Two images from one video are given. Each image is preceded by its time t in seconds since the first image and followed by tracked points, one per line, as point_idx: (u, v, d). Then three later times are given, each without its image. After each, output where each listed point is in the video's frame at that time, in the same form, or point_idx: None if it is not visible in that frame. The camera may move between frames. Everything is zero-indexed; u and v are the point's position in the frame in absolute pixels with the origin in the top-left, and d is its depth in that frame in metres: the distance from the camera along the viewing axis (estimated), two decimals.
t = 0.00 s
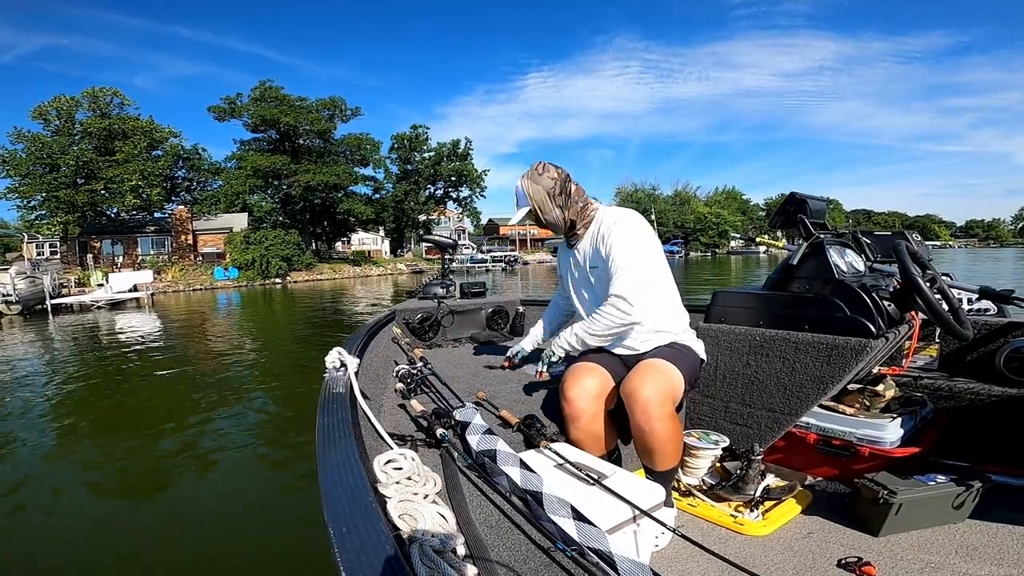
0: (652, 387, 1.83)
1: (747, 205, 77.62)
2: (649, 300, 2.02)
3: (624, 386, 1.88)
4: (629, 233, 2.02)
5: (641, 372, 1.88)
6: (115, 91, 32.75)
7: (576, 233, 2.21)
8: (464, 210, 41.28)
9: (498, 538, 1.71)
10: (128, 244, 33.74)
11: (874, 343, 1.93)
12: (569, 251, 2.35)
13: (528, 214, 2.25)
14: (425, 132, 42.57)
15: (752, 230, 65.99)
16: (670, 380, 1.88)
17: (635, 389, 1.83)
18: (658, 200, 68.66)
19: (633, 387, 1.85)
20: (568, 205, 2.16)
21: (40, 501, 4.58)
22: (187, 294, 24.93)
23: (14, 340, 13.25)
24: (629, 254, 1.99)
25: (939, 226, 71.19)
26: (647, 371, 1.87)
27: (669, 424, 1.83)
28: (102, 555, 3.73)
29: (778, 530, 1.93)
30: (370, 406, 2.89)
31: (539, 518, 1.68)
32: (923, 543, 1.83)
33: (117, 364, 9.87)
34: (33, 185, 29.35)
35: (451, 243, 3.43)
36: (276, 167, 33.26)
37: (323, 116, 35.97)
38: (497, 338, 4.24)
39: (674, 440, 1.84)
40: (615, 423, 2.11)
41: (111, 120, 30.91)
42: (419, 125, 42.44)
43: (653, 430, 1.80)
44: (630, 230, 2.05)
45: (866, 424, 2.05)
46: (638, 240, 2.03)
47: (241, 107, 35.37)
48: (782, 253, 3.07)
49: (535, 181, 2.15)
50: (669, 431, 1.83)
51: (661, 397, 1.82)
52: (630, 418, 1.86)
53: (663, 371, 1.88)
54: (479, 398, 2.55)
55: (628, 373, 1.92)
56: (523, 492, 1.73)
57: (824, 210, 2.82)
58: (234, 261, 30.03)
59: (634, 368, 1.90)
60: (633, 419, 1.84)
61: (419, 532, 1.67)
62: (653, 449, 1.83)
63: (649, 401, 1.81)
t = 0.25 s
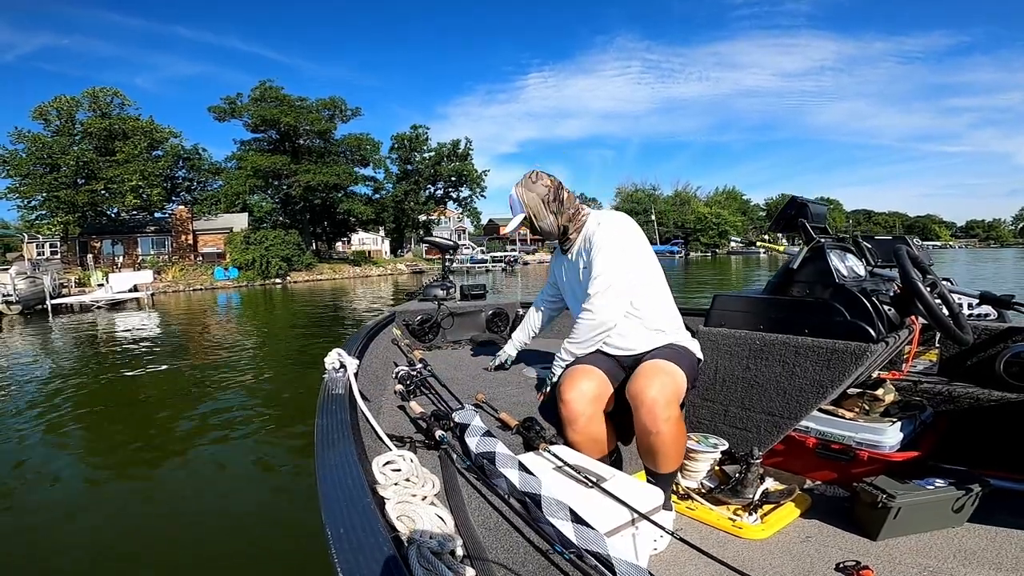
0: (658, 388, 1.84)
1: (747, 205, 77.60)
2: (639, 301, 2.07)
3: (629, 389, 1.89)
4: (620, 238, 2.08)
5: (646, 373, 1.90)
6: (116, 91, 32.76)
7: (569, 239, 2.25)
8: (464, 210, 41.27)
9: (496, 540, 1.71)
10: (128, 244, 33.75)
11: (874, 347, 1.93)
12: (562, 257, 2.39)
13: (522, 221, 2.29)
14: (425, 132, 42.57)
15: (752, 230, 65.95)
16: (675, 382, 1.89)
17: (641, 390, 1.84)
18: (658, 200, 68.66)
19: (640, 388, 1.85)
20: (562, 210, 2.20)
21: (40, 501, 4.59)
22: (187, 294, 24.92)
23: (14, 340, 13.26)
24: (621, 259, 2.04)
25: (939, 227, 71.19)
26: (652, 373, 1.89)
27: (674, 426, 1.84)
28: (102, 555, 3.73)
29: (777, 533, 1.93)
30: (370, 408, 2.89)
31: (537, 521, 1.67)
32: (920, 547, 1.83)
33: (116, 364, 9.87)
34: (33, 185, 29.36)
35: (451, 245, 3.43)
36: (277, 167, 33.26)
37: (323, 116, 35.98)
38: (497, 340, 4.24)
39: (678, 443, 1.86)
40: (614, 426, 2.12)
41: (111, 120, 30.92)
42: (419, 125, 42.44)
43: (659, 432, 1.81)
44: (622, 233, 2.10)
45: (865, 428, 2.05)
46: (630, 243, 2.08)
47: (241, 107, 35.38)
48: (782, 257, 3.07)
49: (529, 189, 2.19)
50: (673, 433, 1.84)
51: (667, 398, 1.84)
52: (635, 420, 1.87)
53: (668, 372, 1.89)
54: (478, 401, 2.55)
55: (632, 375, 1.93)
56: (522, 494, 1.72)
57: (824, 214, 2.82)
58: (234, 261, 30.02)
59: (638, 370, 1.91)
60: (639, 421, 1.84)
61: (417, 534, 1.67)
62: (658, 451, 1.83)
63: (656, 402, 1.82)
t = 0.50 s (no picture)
0: (662, 383, 1.85)
1: (747, 206, 77.60)
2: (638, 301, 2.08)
3: (632, 386, 1.89)
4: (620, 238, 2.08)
5: (649, 370, 1.90)
6: (116, 91, 32.79)
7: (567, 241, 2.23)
8: (464, 210, 41.28)
9: (496, 541, 1.71)
10: (129, 243, 33.77)
11: (874, 348, 1.93)
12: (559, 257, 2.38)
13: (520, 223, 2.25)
14: (425, 133, 42.60)
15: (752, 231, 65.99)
16: (678, 377, 1.90)
17: (645, 387, 1.84)
18: (658, 200, 68.66)
19: (645, 384, 1.86)
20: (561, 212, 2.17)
21: (40, 501, 4.58)
22: (187, 294, 24.93)
23: (14, 340, 13.26)
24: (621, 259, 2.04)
25: (940, 228, 71.16)
26: (654, 369, 1.89)
27: (678, 421, 1.84)
28: (102, 555, 3.73)
29: (777, 534, 1.93)
30: (369, 408, 2.89)
31: (537, 521, 1.67)
32: (921, 548, 1.83)
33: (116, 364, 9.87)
34: (33, 185, 29.38)
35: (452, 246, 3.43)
36: (277, 167, 33.28)
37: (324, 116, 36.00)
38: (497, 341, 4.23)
39: (682, 437, 1.86)
40: (614, 425, 2.12)
41: (112, 120, 30.94)
42: (419, 125, 42.47)
43: (663, 428, 1.81)
44: (622, 234, 2.11)
45: (864, 428, 2.05)
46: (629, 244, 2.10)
47: (242, 108, 35.40)
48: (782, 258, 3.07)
49: (528, 191, 2.15)
50: (678, 428, 1.85)
51: (672, 393, 1.84)
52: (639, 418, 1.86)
53: (671, 368, 1.90)
54: (478, 401, 2.55)
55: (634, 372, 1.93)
56: (521, 495, 1.72)
57: (824, 215, 2.82)
58: (234, 261, 30.04)
59: (641, 367, 1.92)
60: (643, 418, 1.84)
61: (417, 535, 1.67)
62: (664, 447, 1.83)
63: (661, 397, 1.82)
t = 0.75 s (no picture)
0: (651, 387, 1.84)
1: (747, 206, 77.61)
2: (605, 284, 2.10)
3: (624, 389, 1.89)
4: (610, 235, 2.10)
5: (640, 373, 1.89)
6: (117, 91, 32.82)
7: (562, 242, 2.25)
8: (465, 210, 41.30)
9: (497, 540, 1.71)
10: (129, 243, 33.78)
11: (875, 346, 1.93)
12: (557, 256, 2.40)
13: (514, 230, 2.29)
14: (425, 133, 42.64)
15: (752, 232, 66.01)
16: (669, 381, 1.89)
17: (635, 391, 1.84)
18: (658, 201, 68.69)
19: (634, 388, 1.86)
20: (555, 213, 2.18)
21: (40, 502, 4.57)
22: (187, 294, 24.93)
23: (15, 340, 13.26)
24: (612, 255, 2.06)
25: (940, 228, 71.15)
26: (646, 371, 1.88)
27: (670, 425, 1.85)
28: (102, 555, 3.72)
29: (779, 533, 1.93)
30: (370, 408, 2.88)
31: (537, 519, 1.67)
32: (922, 545, 1.83)
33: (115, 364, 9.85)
34: (35, 185, 29.39)
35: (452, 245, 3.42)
36: (278, 168, 33.30)
37: (324, 116, 36.03)
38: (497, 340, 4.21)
39: (674, 441, 1.86)
40: (615, 422, 2.13)
41: (113, 120, 30.96)
42: (420, 126, 42.51)
43: (655, 432, 1.82)
44: (612, 230, 2.13)
45: (866, 426, 2.05)
46: (620, 239, 2.11)
47: (243, 108, 35.43)
48: (782, 257, 3.07)
49: (520, 200, 2.18)
50: (670, 432, 1.85)
51: (662, 397, 1.84)
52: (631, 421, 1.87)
53: (662, 370, 1.89)
54: (479, 400, 2.54)
55: (627, 375, 1.93)
56: (521, 494, 1.72)
57: (824, 213, 2.83)
58: (234, 261, 30.05)
59: (633, 369, 1.91)
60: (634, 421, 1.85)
61: (418, 534, 1.67)
62: (655, 450, 1.84)
63: (650, 401, 1.82)
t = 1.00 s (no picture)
0: (643, 387, 1.85)
1: (748, 207, 77.60)
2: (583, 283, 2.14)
3: (616, 390, 1.90)
4: (589, 233, 2.13)
5: (632, 372, 1.90)
6: (118, 92, 32.86)
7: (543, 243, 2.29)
8: (465, 211, 41.30)
9: (497, 538, 1.71)
10: (130, 243, 33.79)
11: (874, 345, 1.93)
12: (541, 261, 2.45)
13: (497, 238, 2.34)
14: (426, 133, 42.65)
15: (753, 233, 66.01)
16: (662, 380, 1.90)
17: (627, 391, 1.85)
18: (659, 202, 68.70)
19: (625, 387, 1.87)
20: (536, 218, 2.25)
21: (42, 502, 4.56)
22: (187, 294, 24.92)
23: (15, 339, 13.27)
24: (593, 252, 2.09)
25: (941, 229, 71.08)
26: (638, 371, 1.89)
27: (665, 423, 1.86)
28: (102, 557, 3.71)
29: (779, 532, 1.92)
30: (370, 407, 2.87)
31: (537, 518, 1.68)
32: (922, 544, 1.83)
33: (115, 364, 9.84)
34: (35, 185, 29.41)
35: (452, 244, 3.41)
36: (278, 168, 33.32)
37: (325, 117, 36.06)
38: (496, 339, 4.21)
39: (670, 440, 1.86)
40: (614, 421, 2.13)
41: (114, 120, 30.98)
42: (420, 126, 42.54)
43: (649, 430, 1.83)
44: (593, 229, 2.16)
45: (866, 425, 2.05)
46: (597, 235, 2.14)
47: (244, 108, 35.46)
48: (782, 255, 3.06)
49: (501, 209, 2.25)
50: (665, 430, 1.85)
51: (653, 395, 1.85)
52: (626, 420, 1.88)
53: (654, 369, 1.90)
54: (479, 399, 2.53)
55: (619, 375, 1.94)
56: (520, 493, 1.73)
57: (824, 212, 2.82)
58: (234, 262, 30.07)
59: (625, 369, 1.92)
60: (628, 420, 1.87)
61: (419, 533, 1.68)
62: (650, 449, 1.85)
63: (642, 400, 1.83)
